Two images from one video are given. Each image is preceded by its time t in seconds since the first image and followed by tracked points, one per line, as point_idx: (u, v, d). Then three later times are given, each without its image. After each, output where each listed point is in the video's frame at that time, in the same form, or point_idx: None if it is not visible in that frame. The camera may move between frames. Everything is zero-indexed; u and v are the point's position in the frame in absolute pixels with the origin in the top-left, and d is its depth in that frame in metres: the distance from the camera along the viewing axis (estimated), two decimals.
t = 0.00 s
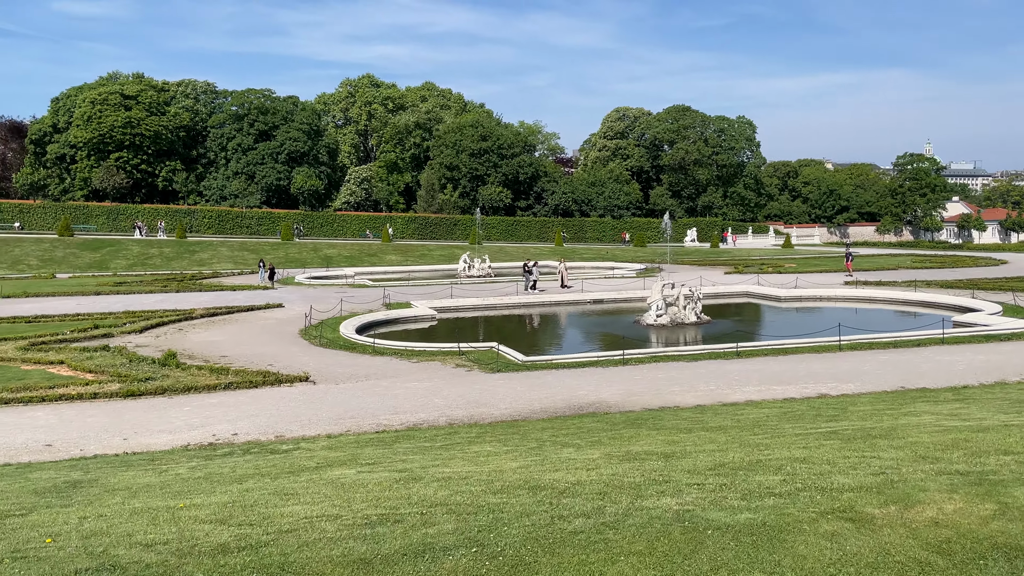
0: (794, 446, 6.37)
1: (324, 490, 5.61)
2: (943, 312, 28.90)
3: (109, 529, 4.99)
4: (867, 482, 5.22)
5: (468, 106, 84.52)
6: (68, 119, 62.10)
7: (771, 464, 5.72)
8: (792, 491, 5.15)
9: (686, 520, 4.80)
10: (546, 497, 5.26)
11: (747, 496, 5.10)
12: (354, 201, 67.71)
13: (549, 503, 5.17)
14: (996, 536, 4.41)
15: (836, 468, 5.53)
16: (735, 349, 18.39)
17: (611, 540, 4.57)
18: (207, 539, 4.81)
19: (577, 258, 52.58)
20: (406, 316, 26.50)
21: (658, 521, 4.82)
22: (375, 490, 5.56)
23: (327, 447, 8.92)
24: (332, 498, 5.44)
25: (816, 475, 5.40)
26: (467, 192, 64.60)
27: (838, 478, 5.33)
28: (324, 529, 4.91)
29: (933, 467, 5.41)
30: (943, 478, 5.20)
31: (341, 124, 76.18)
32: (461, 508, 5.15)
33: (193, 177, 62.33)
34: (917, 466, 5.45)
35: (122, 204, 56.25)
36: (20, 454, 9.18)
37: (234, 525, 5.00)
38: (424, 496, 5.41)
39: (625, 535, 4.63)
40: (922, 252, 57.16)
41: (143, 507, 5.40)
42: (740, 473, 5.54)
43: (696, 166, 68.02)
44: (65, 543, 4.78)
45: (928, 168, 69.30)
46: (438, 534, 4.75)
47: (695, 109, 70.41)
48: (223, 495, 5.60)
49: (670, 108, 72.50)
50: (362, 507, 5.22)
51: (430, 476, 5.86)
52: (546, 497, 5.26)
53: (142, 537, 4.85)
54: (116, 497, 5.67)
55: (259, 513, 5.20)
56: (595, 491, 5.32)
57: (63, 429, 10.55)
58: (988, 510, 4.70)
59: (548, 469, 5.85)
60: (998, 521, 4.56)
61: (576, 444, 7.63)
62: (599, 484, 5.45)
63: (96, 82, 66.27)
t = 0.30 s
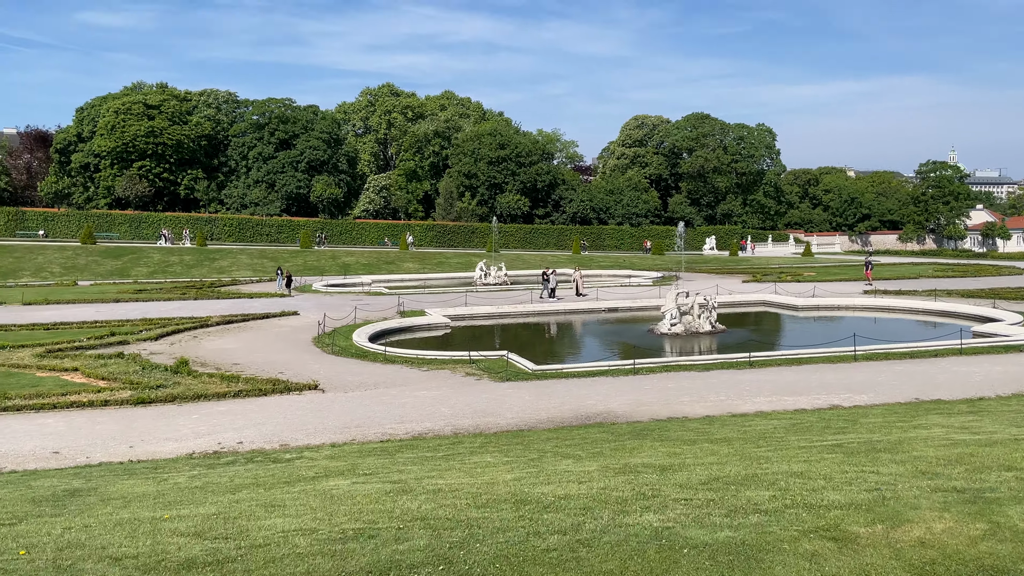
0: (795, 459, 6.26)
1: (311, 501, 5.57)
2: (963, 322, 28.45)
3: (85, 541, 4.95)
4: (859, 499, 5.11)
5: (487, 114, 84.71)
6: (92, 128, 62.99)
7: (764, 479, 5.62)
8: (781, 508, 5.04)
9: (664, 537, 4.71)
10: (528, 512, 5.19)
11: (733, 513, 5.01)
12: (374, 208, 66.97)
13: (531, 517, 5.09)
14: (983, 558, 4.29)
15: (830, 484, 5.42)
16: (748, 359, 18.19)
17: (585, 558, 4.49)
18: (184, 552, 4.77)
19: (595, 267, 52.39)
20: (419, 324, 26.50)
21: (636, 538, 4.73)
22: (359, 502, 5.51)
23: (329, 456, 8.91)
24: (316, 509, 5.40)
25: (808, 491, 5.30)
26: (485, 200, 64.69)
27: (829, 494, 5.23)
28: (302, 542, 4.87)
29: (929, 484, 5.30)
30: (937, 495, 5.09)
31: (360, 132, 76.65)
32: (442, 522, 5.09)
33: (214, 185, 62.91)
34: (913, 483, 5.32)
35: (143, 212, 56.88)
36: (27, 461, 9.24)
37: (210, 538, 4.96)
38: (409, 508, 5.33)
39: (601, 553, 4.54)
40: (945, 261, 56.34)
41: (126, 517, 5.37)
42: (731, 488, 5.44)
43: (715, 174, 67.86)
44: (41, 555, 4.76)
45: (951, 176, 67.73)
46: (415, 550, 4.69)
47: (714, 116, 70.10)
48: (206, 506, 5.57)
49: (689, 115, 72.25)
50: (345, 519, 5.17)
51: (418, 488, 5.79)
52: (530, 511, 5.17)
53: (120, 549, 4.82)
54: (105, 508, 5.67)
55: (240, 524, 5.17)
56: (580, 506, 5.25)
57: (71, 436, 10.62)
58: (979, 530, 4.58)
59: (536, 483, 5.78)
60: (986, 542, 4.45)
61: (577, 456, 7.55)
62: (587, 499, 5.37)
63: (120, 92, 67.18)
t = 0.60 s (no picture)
0: (802, 470, 6.11)
1: (302, 508, 5.51)
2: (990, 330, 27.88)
3: (67, 545, 4.90)
4: (857, 512, 4.97)
5: (510, 121, 84.83)
6: (120, 136, 63.99)
7: (764, 489, 5.48)
8: (777, 521, 4.90)
9: (649, 550, 4.59)
10: (518, 521, 5.08)
11: (725, 525, 4.88)
12: (396, 216, 69.25)
13: (519, 528, 4.98)
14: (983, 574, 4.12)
15: (833, 495, 5.28)
16: (766, 367, 17.94)
17: (566, 571, 4.37)
18: (163, 559, 4.69)
19: (617, 274, 52.14)
20: (437, 331, 26.48)
21: (623, 551, 4.60)
22: (351, 509, 5.43)
23: (336, 463, 8.87)
24: (306, 516, 5.33)
25: (808, 503, 5.15)
26: (507, 207, 64.74)
27: (827, 506, 5.09)
28: (286, 549, 4.79)
29: (934, 496, 5.15)
30: (941, 508, 4.94)
31: (384, 140, 77.13)
32: (431, 531, 4.99)
33: (239, 193, 63.50)
34: (918, 496, 5.16)
35: (169, 220, 57.57)
36: (38, 465, 9.29)
37: (190, 545, 4.88)
38: (399, 516, 5.25)
39: (582, 565, 4.43)
40: (973, 269, 55.35)
41: (114, 521, 5.32)
42: (729, 499, 5.31)
43: (739, 180, 67.34)
44: (20, 560, 4.70)
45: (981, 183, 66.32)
46: (398, 559, 4.59)
47: (738, 123, 69.65)
48: (196, 512, 5.50)
49: (712, 122, 71.85)
50: (331, 527, 5.08)
51: (411, 496, 5.70)
52: (521, 521, 5.07)
53: (101, 554, 4.75)
54: (99, 513, 5.62)
55: (226, 529, 5.10)
56: (573, 516, 5.13)
57: (84, 440, 10.69)
58: (979, 545, 4.42)
59: (530, 492, 5.68)
60: (987, 557, 4.28)
61: (582, 465, 7.44)
62: (581, 509, 5.25)
63: (148, 100, 68.13)
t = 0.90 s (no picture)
0: (810, 484, 5.95)
1: (293, 516, 5.41)
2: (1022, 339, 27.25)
3: (49, 553, 4.81)
4: (860, 531, 4.79)
5: (537, 128, 84.88)
6: (152, 145, 65.05)
7: (766, 505, 5.33)
8: (776, 540, 4.73)
9: (635, 568, 4.44)
10: (510, 535, 4.94)
11: (720, 543, 4.72)
12: (422, 223, 68.66)
13: (510, 541, 4.85)
14: None
15: (838, 512, 5.12)
16: (789, 376, 17.66)
17: None
18: (141, 568, 4.58)
19: (642, 281, 51.80)
20: (459, 338, 26.48)
21: (610, 568, 4.45)
22: (341, 518, 5.33)
23: (345, 471, 8.86)
24: (294, 525, 5.23)
25: (808, 521, 4.99)
26: (533, 214, 64.69)
27: (830, 524, 4.92)
28: (268, 559, 4.67)
29: (942, 514, 4.98)
30: (947, 528, 4.77)
31: (411, 148, 77.57)
32: (420, 542, 4.87)
33: (268, 201, 64.17)
34: (925, 515, 5.00)
35: (199, 226, 58.35)
36: (53, 471, 9.38)
37: (169, 558, 4.70)
38: (390, 525, 5.13)
39: None
40: (1009, 276, 54.12)
41: (100, 529, 5.23)
42: (728, 515, 5.15)
43: (767, 187, 66.60)
44: None
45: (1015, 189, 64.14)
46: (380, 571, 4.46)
47: (766, 129, 68.91)
48: (184, 520, 5.39)
49: (740, 127, 71.22)
50: (317, 537, 4.97)
51: (404, 505, 5.59)
52: (511, 534, 4.94)
53: (79, 562, 4.65)
54: (92, 521, 5.50)
55: (211, 537, 5.00)
56: (566, 529, 4.99)
57: (101, 446, 10.79)
58: (982, 569, 4.24)
59: (529, 504, 5.54)
60: None
61: (588, 476, 7.33)
62: (576, 523, 5.11)
63: (179, 109, 69.24)
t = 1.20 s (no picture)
0: (820, 496, 5.77)
1: (284, 521, 5.28)
2: None
3: (37, 557, 4.67)
4: (860, 546, 4.62)
5: (566, 134, 84.79)
6: (186, 152, 66.14)
7: (768, 517, 5.16)
8: (768, 553, 4.57)
9: None
10: (500, 544, 4.78)
11: (708, 556, 4.55)
12: (449, 228, 70.05)
13: (499, 550, 4.70)
14: None
15: (841, 525, 4.97)
16: (814, 385, 17.33)
17: None
18: (120, 571, 4.45)
19: (671, 287, 51.40)
20: (482, 343, 26.46)
21: None
22: (331, 523, 5.22)
23: (356, 476, 8.84)
24: (283, 529, 5.11)
25: (808, 534, 4.83)
26: (561, 220, 64.54)
27: (830, 538, 4.76)
28: (248, 564, 4.53)
29: (948, 529, 4.82)
30: (949, 543, 4.61)
31: (440, 154, 77.99)
32: (405, 549, 4.73)
33: (298, 207, 64.79)
34: (931, 530, 4.82)
35: (231, 232, 59.14)
36: (71, 473, 9.48)
37: (149, 565, 4.52)
38: (378, 533, 5.00)
39: None
40: None
41: (89, 532, 5.14)
42: (725, 526, 5.00)
43: (800, 192, 65.81)
44: None
45: None
46: None
47: (799, 133, 67.98)
48: (172, 525, 5.26)
49: (772, 132, 70.42)
50: (301, 544, 4.82)
51: (397, 513, 5.46)
52: (500, 542, 4.80)
53: (60, 564, 4.53)
54: (90, 525, 5.37)
55: (197, 542, 4.87)
56: (556, 539, 4.84)
57: (120, 449, 10.91)
58: None
59: (526, 513, 5.39)
60: None
61: (596, 484, 7.21)
62: (567, 532, 4.95)
63: (214, 117, 70.33)
